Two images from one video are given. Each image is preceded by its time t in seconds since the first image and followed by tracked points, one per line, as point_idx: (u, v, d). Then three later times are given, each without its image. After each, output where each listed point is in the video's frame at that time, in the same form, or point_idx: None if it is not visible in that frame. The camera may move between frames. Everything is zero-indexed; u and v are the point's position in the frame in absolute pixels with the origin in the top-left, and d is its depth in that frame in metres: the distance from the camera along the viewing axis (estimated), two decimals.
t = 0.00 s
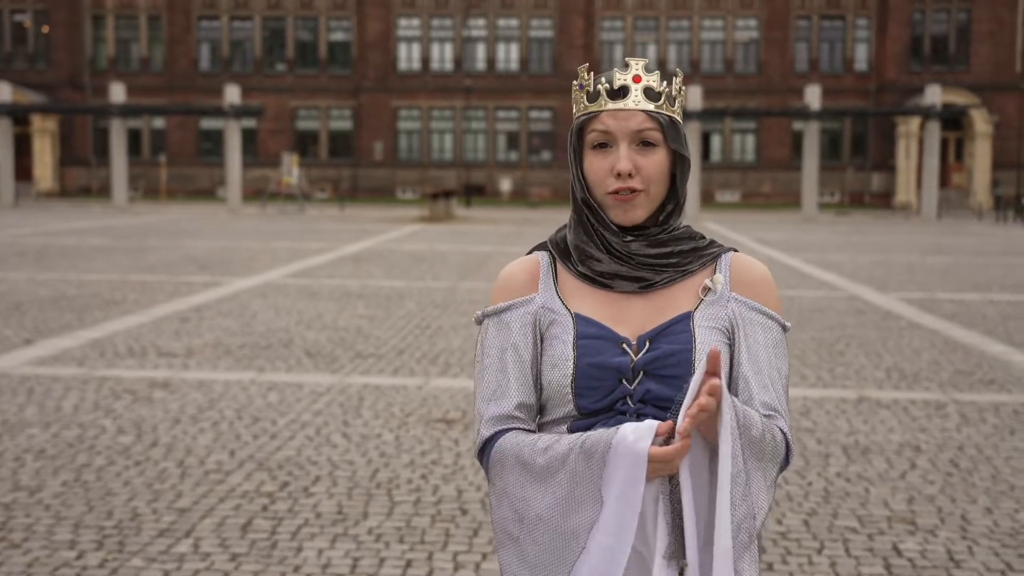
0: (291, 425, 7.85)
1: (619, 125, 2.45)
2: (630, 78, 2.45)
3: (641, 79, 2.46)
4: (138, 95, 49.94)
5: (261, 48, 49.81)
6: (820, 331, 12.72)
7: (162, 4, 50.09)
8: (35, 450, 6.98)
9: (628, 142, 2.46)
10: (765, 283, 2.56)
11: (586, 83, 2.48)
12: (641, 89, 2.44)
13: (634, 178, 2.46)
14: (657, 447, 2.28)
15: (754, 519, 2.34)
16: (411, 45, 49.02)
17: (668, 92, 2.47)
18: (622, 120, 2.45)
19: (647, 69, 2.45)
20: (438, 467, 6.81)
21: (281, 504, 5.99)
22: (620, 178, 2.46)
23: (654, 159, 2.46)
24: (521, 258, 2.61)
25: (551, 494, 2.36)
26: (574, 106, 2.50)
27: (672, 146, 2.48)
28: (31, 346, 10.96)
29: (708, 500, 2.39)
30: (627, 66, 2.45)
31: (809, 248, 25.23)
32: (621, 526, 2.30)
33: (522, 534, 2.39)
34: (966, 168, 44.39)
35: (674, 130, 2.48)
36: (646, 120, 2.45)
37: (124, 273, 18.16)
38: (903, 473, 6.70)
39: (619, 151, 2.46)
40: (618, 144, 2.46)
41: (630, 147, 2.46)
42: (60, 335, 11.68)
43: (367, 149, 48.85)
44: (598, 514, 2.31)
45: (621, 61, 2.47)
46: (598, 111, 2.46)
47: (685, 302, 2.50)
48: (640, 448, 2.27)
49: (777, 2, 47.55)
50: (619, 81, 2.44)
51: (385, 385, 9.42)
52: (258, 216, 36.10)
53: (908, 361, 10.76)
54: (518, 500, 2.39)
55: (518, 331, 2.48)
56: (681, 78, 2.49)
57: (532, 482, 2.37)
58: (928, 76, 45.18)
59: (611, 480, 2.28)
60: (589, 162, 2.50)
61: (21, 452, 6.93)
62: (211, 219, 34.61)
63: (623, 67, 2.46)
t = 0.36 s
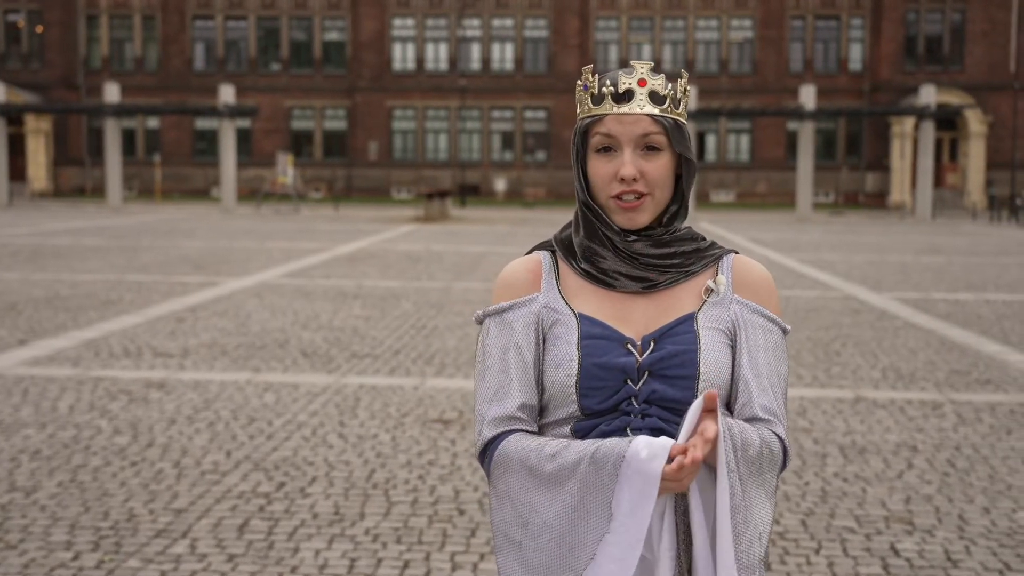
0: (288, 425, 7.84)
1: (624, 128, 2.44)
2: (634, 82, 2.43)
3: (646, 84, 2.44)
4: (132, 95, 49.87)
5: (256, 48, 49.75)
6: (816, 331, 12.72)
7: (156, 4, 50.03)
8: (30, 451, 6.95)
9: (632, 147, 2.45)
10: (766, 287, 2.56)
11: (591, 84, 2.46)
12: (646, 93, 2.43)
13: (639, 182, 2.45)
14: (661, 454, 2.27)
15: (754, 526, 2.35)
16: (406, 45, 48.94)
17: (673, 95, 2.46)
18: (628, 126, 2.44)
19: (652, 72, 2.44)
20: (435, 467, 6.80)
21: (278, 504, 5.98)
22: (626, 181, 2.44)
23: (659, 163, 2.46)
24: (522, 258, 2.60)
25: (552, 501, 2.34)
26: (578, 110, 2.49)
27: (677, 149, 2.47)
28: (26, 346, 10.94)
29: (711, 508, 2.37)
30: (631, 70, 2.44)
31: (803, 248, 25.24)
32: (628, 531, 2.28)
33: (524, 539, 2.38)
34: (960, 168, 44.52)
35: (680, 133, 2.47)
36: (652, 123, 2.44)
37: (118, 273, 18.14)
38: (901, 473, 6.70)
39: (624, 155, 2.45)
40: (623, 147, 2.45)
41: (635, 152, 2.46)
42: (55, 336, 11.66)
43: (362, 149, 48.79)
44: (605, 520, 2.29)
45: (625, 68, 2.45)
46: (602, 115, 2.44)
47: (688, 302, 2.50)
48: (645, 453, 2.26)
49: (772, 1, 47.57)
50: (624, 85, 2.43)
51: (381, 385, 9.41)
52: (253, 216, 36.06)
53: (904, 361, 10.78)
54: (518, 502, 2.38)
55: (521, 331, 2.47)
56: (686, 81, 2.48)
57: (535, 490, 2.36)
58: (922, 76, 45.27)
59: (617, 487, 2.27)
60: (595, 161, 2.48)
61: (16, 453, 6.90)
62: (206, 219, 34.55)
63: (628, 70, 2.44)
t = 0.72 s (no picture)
0: (279, 425, 7.83)
1: (623, 116, 2.44)
2: (633, 70, 2.45)
3: (645, 72, 2.46)
4: (123, 95, 49.81)
5: (247, 48, 49.73)
6: (807, 331, 12.75)
7: (147, 3, 49.98)
8: (21, 452, 6.91)
9: (631, 137, 2.45)
10: (764, 285, 2.55)
11: (588, 76, 2.47)
12: (644, 81, 2.44)
13: (638, 171, 2.44)
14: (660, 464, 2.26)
15: (751, 530, 2.33)
16: (397, 45, 48.90)
17: (669, 86, 2.46)
18: (627, 112, 2.44)
19: (650, 61, 2.45)
20: (427, 467, 6.79)
21: (270, 504, 5.96)
22: (625, 171, 2.44)
23: (657, 153, 2.46)
24: (516, 259, 2.59)
25: (546, 504, 2.33)
26: (575, 100, 2.49)
27: (674, 140, 2.47)
28: (17, 346, 10.91)
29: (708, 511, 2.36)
30: (630, 60, 2.45)
31: (794, 248, 25.29)
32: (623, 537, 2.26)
33: (517, 543, 2.36)
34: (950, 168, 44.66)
35: (677, 125, 2.47)
36: (650, 113, 2.44)
37: (109, 273, 18.09)
38: (892, 473, 6.70)
39: (623, 145, 2.45)
40: (622, 136, 2.45)
41: (634, 141, 2.45)
42: (45, 335, 11.62)
43: (353, 149, 48.78)
44: (600, 522, 2.28)
45: (626, 54, 2.47)
46: (600, 103, 2.45)
47: (684, 305, 2.49)
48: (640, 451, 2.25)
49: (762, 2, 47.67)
50: (622, 74, 2.44)
51: (373, 385, 9.39)
52: (243, 216, 36.03)
53: (895, 360, 10.82)
54: (510, 511, 2.37)
55: (515, 333, 2.46)
56: (682, 73, 2.49)
57: (528, 493, 2.35)
58: (913, 76, 45.40)
59: (613, 490, 2.26)
60: (591, 155, 2.48)
61: (6, 454, 6.86)
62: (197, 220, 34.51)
63: (626, 60, 2.46)
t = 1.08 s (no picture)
0: (274, 425, 7.82)
1: (619, 103, 2.45)
2: (626, 59, 2.47)
3: (640, 59, 2.48)
4: (115, 94, 49.74)
5: (240, 48, 49.68)
6: (801, 331, 12.77)
7: (139, 3, 49.94)
8: (14, 452, 6.89)
9: (628, 124, 2.45)
10: (765, 272, 2.54)
11: (581, 68, 2.49)
12: (638, 69, 2.46)
13: (636, 157, 2.44)
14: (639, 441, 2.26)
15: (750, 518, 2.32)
16: (390, 45, 48.85)
17: (663, 75, 2.48)
18: (625, 99, 2.45)
19: (643, 50, 2.48)
20: (422, 467, 6.79)
21: (264, 504, 5.95)
22: (622, 159, 2.44)
23: (655, 140, 2.46)
24: (514, 253, 2.60)
25: (545, 492, 2.33)
26: (568, 94, 2.51)
27: (670, 128, 2.48)
28: (9, 347, 10.87)
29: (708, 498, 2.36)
30: (624, 48, 2.49)
31: (787, 248, 25.30)
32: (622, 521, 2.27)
33: (518, 531, 2.37)
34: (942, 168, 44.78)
35: (673, 112, 2.48)
36: (645, 100, 2.45)
37: (101, 273, 18.04)
38: (887, 473, 6.71)
39: (619, 131, 2.45)
40: (618, 124, 2.46)
41: (632, 129, 2.46)
42: (38, 336, 11.59)
43: (346, 149, 48.73)
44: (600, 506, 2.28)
45: (619, 44, 2.50)
46: (595, 93, 2.46)
47: (682, 297, 2.48)
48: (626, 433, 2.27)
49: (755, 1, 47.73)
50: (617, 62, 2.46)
51: (367, 385, 9.39)
52: (236, 216, 35.95)
53: (888, 360, 10.85)
54: (509, 501, 2.37)
55: (512, 328, 2.46)
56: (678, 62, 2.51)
57: (527, 484, 2.35)
58: (905, 76, 45.48)
59: (613, 472, 2.26)
60: (588, 144, 2.48)
61: None
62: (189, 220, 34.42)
63: (619, 49, 2.49)
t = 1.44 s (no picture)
0: (266, 425, 7.80)
1: (610, 116, 2.44)
2: (616, 70, 2.44)
3: (628, 72, 2.45)
4: (104, 94, 49.63)
5: (230, 47, 49.59)
6: (792, 330, 12.80)
7: (129, 3, 49.85)
8: (5, 453, 6.87)
9: (620, 136, 2.45)
10: (763, 279, 2.55)
11: (572, 77, 2.47)
12: (628, 80, 2.44)
13: (628, 171, 2.44)
14: (647, 446, 2.26)
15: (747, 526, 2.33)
16: (380, 45, 48.78)
17: (657, 82, 2.46)
18: (615, 113, 2.44)
19: (632, 59, 2.45)
20: (415, 467, 6.79)
21: (257, 505, 5.94)
22: (615, 172, 2.44)
23: (650, 150, 2.46)
24: (513, 255, 2.60)
25: (544, 495, 2.34)
26: (562, 102, 2.50)
27: (665, 136, 2.47)
28: None
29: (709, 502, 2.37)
30: (613, 59, 2.45)
31: (778, 248, 25.32)
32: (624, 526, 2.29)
33: (518, 534, 2.37)
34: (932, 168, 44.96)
35: (666, 121, 2.47)
36: (638, 111, 2.44)
37: (92, 273, 18.01)
38: (879, 472, 6.73)
39: (610, 146, 2.45)
40: (610, 138, 2.45)
41: (624, 140, 2.45)
42: (28, 336, 11.56)
43: (336, 149, 48.68)
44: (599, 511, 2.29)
45: (607, 56, 2.46)
46: (587, 106, 2.45)
47: (681, 301, 2.49)
48: (629, 439, 2.27)
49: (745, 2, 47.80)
50: (605, 74, 2.44)
51: (359, 385, 9.38)
52: (226, 216, 35.84)
53: (879, 359, 10.88)
54: (509, 502, 2.38)
55: (511, 330, 2.46)
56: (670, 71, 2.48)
57: (526, 486, 2.36)
58: (895, 76, 45.56)
59: (612, 477, 2.27)
60: (582, 157, 2.48)
61: None
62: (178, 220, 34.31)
63: (608, 59, 2.45)
